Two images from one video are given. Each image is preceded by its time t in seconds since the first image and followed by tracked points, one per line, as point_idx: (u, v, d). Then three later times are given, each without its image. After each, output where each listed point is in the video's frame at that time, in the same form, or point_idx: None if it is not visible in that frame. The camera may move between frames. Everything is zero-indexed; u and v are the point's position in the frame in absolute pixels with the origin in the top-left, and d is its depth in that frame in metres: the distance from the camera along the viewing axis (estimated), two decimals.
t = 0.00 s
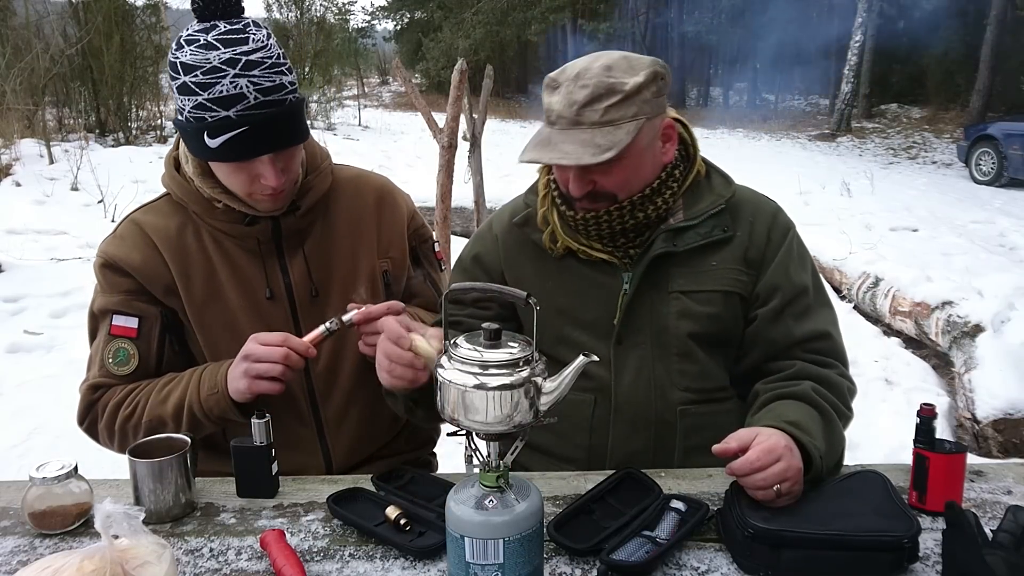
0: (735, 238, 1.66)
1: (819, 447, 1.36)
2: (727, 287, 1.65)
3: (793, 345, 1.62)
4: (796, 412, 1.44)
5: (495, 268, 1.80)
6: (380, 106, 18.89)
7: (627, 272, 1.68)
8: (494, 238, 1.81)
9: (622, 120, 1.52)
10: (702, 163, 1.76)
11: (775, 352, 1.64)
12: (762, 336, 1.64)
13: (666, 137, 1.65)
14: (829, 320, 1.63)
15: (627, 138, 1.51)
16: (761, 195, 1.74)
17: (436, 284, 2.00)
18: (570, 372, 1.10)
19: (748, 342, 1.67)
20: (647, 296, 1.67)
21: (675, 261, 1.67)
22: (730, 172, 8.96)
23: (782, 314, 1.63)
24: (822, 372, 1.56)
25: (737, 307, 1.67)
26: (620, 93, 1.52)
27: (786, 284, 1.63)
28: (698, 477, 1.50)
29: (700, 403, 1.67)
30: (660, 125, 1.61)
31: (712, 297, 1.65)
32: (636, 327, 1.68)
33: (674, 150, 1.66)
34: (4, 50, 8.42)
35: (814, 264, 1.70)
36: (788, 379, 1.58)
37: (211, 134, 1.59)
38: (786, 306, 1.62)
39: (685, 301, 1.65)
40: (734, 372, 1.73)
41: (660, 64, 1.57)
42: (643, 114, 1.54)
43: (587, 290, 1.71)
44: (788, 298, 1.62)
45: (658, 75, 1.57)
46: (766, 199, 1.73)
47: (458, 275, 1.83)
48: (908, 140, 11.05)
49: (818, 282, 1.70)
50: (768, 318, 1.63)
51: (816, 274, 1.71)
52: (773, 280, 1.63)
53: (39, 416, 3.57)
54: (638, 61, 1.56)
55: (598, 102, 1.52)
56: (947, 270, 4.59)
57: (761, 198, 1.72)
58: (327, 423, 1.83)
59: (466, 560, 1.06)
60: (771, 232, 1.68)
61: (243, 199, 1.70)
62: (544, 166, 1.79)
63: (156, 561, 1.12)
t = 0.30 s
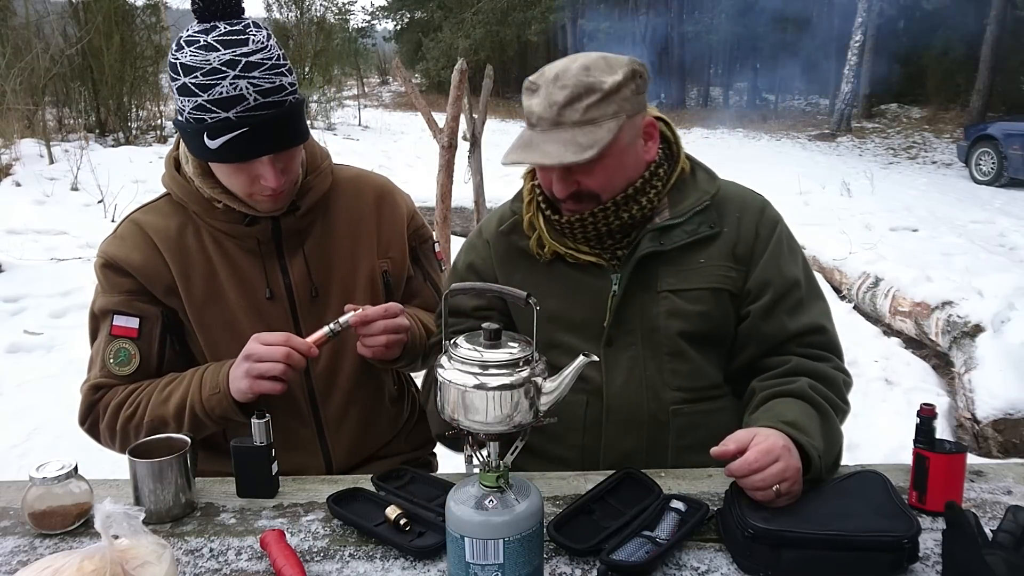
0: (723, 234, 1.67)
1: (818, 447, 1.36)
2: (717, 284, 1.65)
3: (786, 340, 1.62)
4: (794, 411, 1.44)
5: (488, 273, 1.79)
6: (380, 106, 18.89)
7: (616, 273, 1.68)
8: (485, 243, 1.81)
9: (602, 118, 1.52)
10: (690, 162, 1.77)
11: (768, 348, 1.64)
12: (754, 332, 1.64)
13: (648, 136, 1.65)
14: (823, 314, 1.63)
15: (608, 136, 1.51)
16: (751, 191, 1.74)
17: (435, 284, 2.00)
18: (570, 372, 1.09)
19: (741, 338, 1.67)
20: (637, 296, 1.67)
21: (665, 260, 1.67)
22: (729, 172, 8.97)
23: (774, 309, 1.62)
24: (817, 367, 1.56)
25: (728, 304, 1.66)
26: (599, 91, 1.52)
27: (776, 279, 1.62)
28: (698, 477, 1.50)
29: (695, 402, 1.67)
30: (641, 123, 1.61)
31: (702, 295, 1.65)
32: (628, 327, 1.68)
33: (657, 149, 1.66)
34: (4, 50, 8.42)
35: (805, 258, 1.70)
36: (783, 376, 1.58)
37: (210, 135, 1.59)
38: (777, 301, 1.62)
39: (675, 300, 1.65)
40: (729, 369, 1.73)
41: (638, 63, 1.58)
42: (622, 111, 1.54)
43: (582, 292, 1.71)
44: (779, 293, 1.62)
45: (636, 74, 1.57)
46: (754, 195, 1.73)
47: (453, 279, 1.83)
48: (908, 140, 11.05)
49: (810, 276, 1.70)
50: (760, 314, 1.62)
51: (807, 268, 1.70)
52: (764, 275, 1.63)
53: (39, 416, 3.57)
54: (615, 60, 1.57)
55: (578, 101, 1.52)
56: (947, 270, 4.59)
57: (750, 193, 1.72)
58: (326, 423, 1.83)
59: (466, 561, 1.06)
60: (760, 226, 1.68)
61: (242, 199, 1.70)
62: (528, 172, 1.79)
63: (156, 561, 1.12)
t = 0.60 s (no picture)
0: (716, 233, 1.67)
1: (817, 446, 1.36)
2: (711, 283, 1.65)
3: (782, 338, 1.62)
4: (793, 412, 1.44)
5: (484, 272, 1.78)
6: (380, 106, 18.89)
7: (611, 274, 1.68)
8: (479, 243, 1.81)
9: (595, 100, 1.54)
10: (681, 162, 1.78)
11: (763, 346, 1.64)
12: (749, 330, 1.64)
13: (640, 129, 1.66)
14: (818, 311, 1.64)
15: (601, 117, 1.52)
16: (744, 190, 1.75)
17: (434, 284, 2.00)
18: (570, 373, 1.09)
19: (736, 337, 1.67)
20: (632, 296, 1.68)
21: (660, 260, 1.67)
22: (729, 172, 8.97)
23: (770, 307, 1.62)
24: (813, 366, 1.56)
25: (723, 303, 1.67)
26: (593, 75, 1.54)
27: (771, 277, 1.63)
28: (698, 477, 1.50)
29: (692, 401, 1.67)
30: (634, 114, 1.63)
31: (696, 295, 1.65)
32: (624, 328, 1.68)
33: (648, 142, 1.67)
34: (4, 50, 8.42)
35: (799, 256, 1.70)
36: (779, 375, 1.58)
37: (209, 136, 1.59)
38: (772, 300, 1.62)
39: (670, 300, 1.65)
40: (724, 368, 1.73)
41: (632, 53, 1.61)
42: (616, 97, 1.56)
43: (580, 292, 1.71)
44: (774, 291, 1.62)
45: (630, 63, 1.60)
46: (746, 194, 1.74)
47: (449, 279, 1.83)
48: (908, 140, 11.04)
49: (804, 273, 1.70)
50: (756, 312, 1.62)
51: (801, 266, 1.71)
52: (758, 274, 1.63)
53: (39, 416, 3.57)
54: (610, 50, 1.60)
55: (572, 83, 1.55)
56: (947, 270, 4.59)
57: (743, 192, 1.72)
58: (327, 423, 1.83)
59: (466, 560, 1.06)
60: (753, 224, 1.68)
61: (242, 200, 1.71)
62: (523, 170, 1.80)
63: (156, 561, 1.12)
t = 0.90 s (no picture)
0: (713, 234, 1.67)
1: (817, 447, 1.36)
2: (709, 283, 1.65)
3: (781, 338, 1.62)
4: (793, 412, 1.44)
5: (482, 273, 1.79)
6: (380, 106, 18.88)
7: (609, 274, 1.68)
8: (478, 243, 1.80)
9: (590, 97, 1.55)
10: (679, 161, 1.78)
11: (762, 347, 1.64)
12: (748, 330, 1.64)
13: (635, 128, 1.67)
14: (816, 311, 1.64)
15: (595, 117, 1.54)
16: (742, 190, 1.75)
17: (434, 284, 2.00)
18: (570, 373, 1.09)
19: (735, 337, 1.67)
20: (629, 297, 1.68)
21: (658, 260, 1.67)
22: (729, 172, 8.97)
23: (769, 307, 1.62)
24: (812, 365, 1.56)
25: (721, 303, 1.67)
26: (589, 72, 1.55)
27: (770, 277, 1.63)
28: (698, 477, 1.50)
29: (690, 402, 1.67)
30: (629, 113, 1.64)
31: (694, 295, 1.65)
32: (622, 329, 1.68)
33: (644, 142, 1.68)
34: (4, 50, 8.41)
35: (797, 256, 1.70)
36: (779, 375, 1.58)
37: (207, 137, 1.59)
38: (771, 300, 1.62)
39: (668, 301, 1.65)
40: (723, 369, 1.73)
41: (628, 53, 1.62)
42: (611, 95, 1.58)
43: (578, 294, 1.71)
44: (773, 291, 1.62)
45: (626, 62, 1.61)
46: (744, 194, 1.74)
47: (447, 280, 1.83)
48: (908, 140, 11.04)
49: (802, 273, 1.70)
50: (754, 312, 1.62)
51: (799, 266, 1.71)
52: (757, 274, 1.63)
53: (39, 416, 3.57)
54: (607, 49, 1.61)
55: (567, 80, 1.55)
56: (947, 270, 4.59)
57: (740, 192, 1.72)
58: (326, 424, 1.83)
59: (466, 561, 1.06)
60: (751, 225, 1.68)
61: (240, 201, 1.70)
62: (520, 171, 1.81)
63: (156, 561, 1.12)
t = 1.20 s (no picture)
0: (713, 234, 1.67)
1: (816, 446, 1.36)
2: (709, 284, 1.65)
3: (781, 339, 1.62)
4: (793, 412, 1.44)
5: (481, 274, 1.79)
6: (380, 106, 18.89)
7: (609, 274, 1.68)
8: (478, 244, 1.80)
9: (586, 98, 1.55)
10: (679, 162, 1.78)
11: (762, 347, 1.64)
12: (748, 331, 1.64)
13: (633, 129, 1.67)
14: (816, 311, 1.64)
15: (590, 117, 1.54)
16: (742, 190, 1.75)
17: (434, 284, 2.00)
18: (570, 373, 1.09)
19: (734, 338, 1.67)
20: (629, 297, 1.68)
21: (658, 260, 1.67)
22: (729, 172, 8.97)
23: (769, 307, 1.62)
24: (812, 366, 1.56)
25: (721, 303, 1.67)
26: (584, 72, 1.55)
27: (770, 277, 1.63)
28: (698, 477, 1.50)
29: (690, 402, 1.67)
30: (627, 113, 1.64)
31: (694, 296, 1.65)
32: (622, 329, 1.68)
33: (641, 142, 1.68)
34: (4, 50, 8.41)
35: (797, 256, 1.70)
36: (778, 376, 1.58)
37: (201, 139, 1.59)
38: (771, 300, 1.62)
39: (668, 300, 1.65)
40: (723, 369, 1.73)
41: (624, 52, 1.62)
42: (606, 94, 1.58)
43: (577, 294, 1.71)
44: (773, 291, 1.62)
45: (623, 62, 1.61)
46: (744, 194, 1.74)
47: (446, 280, 1.83)
48: (908, 140, 11.04)
49: (803, 274, 1.70)
50: (755, 313, 1.62)
51: (800, 266, 1.71)
52: (757, 275, 1.63)
53: (38, 416, 3.57)
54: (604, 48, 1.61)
55: (562, 80, 1.56)
56: (947, 270, 4.59)
57: (741, 193, 1.72)
58: (326, 424, 1.83)
59: (466, 561, 1.06)
60: (751, 225, 1.68)
61: (238, 202, 1.70)
62: (520, 171, 1.81)
63: (156, 561, 1.12)
